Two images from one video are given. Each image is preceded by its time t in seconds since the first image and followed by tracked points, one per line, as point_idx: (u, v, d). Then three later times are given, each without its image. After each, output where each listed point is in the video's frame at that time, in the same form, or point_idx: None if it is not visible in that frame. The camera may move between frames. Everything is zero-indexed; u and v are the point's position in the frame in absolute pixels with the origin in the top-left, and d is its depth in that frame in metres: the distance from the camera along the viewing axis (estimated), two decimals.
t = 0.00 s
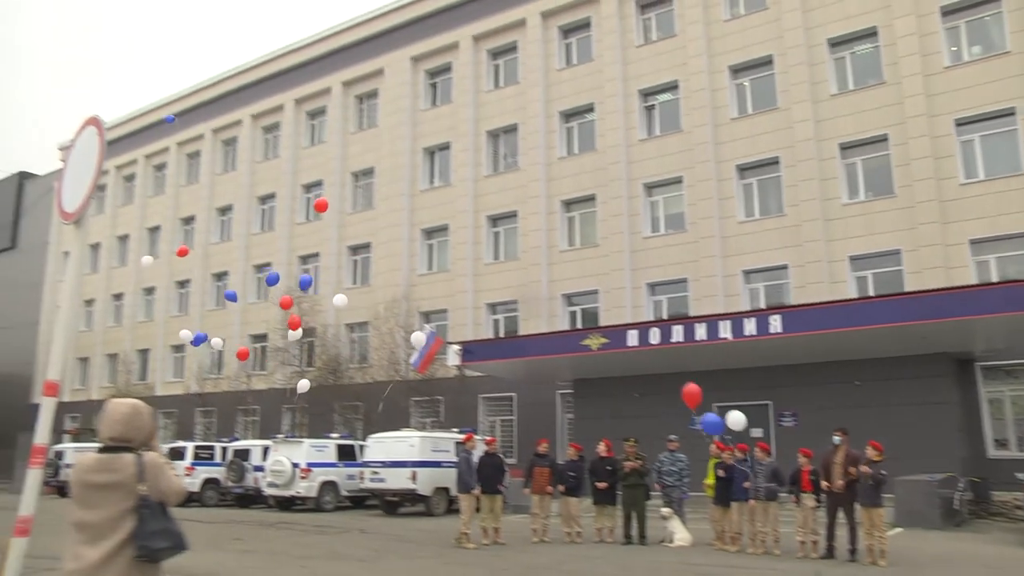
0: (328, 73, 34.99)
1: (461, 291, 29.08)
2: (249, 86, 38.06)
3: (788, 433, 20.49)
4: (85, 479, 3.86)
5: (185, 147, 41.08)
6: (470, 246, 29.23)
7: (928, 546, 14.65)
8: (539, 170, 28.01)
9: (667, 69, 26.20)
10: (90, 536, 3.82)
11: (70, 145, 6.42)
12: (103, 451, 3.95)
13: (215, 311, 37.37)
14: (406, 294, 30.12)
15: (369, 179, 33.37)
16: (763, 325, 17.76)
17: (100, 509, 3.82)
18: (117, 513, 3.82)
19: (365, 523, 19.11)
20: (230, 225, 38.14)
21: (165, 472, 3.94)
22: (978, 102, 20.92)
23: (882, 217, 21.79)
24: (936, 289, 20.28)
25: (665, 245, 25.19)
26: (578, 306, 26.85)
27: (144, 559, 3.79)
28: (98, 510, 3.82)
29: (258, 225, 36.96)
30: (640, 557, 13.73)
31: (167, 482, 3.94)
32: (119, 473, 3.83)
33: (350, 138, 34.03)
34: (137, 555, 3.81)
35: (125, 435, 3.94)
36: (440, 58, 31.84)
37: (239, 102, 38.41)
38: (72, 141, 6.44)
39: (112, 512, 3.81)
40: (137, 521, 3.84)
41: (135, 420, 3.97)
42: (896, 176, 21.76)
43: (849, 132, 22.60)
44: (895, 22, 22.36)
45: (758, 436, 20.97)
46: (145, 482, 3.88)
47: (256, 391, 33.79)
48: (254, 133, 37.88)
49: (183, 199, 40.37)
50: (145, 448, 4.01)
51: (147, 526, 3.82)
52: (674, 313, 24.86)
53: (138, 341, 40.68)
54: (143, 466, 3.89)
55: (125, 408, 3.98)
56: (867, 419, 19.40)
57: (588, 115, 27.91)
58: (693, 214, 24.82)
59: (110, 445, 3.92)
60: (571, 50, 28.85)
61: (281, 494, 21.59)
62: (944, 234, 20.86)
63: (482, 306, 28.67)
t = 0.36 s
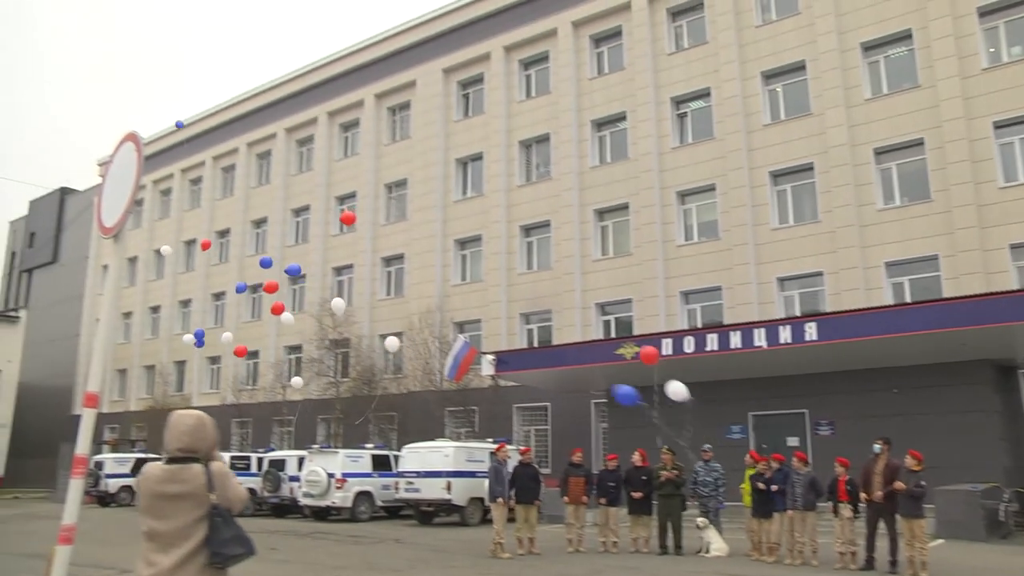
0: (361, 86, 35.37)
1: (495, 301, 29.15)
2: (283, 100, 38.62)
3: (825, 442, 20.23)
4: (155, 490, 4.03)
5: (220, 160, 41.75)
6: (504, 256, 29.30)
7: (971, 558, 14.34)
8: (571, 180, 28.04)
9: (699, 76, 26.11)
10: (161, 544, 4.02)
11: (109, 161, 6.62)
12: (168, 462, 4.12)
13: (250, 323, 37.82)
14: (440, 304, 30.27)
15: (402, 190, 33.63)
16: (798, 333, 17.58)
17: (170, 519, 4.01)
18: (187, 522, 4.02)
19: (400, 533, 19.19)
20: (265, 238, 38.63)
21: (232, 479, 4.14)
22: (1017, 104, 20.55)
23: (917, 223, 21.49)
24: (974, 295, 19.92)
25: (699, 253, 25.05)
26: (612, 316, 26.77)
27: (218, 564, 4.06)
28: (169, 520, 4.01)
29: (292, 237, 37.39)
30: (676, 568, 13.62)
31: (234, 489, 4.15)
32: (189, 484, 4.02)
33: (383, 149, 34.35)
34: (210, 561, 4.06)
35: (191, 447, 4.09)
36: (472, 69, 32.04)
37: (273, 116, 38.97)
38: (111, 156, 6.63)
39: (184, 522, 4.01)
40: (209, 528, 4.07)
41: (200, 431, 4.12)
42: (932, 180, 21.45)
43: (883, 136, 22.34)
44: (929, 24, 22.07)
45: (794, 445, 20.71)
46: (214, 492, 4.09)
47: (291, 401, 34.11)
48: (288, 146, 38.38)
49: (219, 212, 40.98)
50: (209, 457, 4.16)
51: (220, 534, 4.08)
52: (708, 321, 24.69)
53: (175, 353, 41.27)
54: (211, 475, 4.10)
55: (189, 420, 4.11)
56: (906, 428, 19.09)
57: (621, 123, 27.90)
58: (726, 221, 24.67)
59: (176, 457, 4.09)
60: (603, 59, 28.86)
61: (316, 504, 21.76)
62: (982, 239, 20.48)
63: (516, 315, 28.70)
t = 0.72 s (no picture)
0: (388, 98, 35.67)
1: (523, 310, 29.17)
2: (311, 113, 39.05)
3: (858, 451, 19.97)
4: (202, 500, 4.10)
5: (249, 174, 42.29)
6: (531, 265, 29.33)
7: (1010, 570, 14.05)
8: (598, 189, 28.04)
9: (724, 82, 26.03)
10: (206, 554, 4.07)
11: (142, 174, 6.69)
12: (214, 473, 4.19)
13: (279, 334, 38.17)
14: (467, 314, 30.37)
15: (429, 201, 33.81)
16: (828, 340, 17.39)
17: (216, 529, 4.08)
18: (233, 534, 4.08)
19: (430, 543, 19.23)
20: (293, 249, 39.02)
21: (276, 492, 4.22)
22: None
23: (949, 228, 21.20)
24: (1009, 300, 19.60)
25: (727, 260, 24.91)
26: (640, 324, 26.68)
27: None
28: (215, 530, 4.08)
29: (320, 249, 37.73)
30: None
31: (278, 502, 4.22)
32: (236, 495, 4.09)
33: (409, 160, 34.60)
34: (255, 572, 4.13)
35: (238, 458, 4.16)
36: (498, 79, 32.19)
37: (301, 129, 39.41)
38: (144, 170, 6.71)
39: (229, 533, 4.07)
40: (255, 539, 4.14)
41: (246, 444, 4.18)
42: (963, 184, 21.16)
43: (911, 141, 22.11)
44: (960, 26, 21.80)
45: (827, 454, 20.47)
46: (261, 504, 4.17)
47: (320, 412, 34.36)
48: (315, 158, 38.79)
49: (248, 225, 41.47)
50: (254, 469, 4.24)
51: (265, 546, 4.15)
52: (737, 329, 24.51)
53: (206, 364, 41.75)
54: (257, 488, 4.17)
55: (236, 432, 4.18)
56: (941, 436, 18.80)
57: (647, 131, 27.87)
58: (754, 228, 24.52)
59: (223, 468, 4.17)
60: (628, 67, 28.88)
61: (346, 514, 21.86)
62: (1017, 243, 20.14)
63: (544, 325, 28.69)
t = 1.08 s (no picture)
0: (417, 109, 35.97)
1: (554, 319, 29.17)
2: (341, 125, 39.49)
3: (895, 459, 19.70)
4: (243, 509, 4.18)
5: (281, 186, 42.85)
6: (561, 274, 29.34)
7: None
8: (628, 196, 28.02)
9: (754, 87, 25.89)
10: (245, 562, 4.14)
11: (177, 185, 6.96)
12: (254, 482, 4.27)
13: (312, 345, 38.54)
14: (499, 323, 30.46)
15: (459, 211, 33.98)
16: (862, 346, 17.19)
17: (256, 538, 4.15)
18: (273, 542, 4.15)
19: (463, 551, 19.27)
20: (325, 260, 39.40)
21: (314, 502, 4.28)
22: None
23: (986, 231, 20.85)
24: None
25: (758, 266, 24.73)
26: (672, 332, 26.54)
27: None
28: (254, 539, 4.15)
29: (352, 259, 38.06)
30: None
31: (316, 511, 4.29)
32: (275, 505, 4.17)
33: (440, 170, 34.82)
34: None
35: (277, 469, 4.23)
36: (527, 88, 32.30)
37: (332, 141, 39.87)
38: (179, 181, 6.98)
39: (268, 542, 4.14)
40: (295, 549, 4.21)
41: (286, 454, 4.25)
42: (1001, 186, 20.81)
43: (946, 143, 21.81)
44: (995, 25, 21.49)
45: (862, 462, 20.21)
46: (300, 513, 4.24)
47: (353, 422, 34.61)
48: (346, 170, 39.20)
49: (281, 236, 41.98)
50: (293, 479, 4.31)
51: (304, 555, 4.22)
52: (770, 336, 24.30)
53: (239, 375, 42.24)
54: (296, 497, 4.25)
55: (276, 443, 4.25)
56: (980, 443, 18.48)
57: (677, 138, 27.80)
58: (785, 234, 24.33)
59: (263, 478, 4.23)
60: (657, 73, 28.86)
61: (379, 523, 21.95)
62: None
63: (576, 333, 28.66)
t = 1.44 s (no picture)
0: (451, 120, 36.26)
1: (590, 328, 29.14)
2: (376, 138, 39.94)
3: (938, 467, 19.34)
4: (282, 520, 4.25)
5: (317, 200, 43.42)
6: (597, 283, 29.32)
7: None
8: (663, 205, 27.97)
9: (788, 93, 25.72)
10: (285, 573, 4.21)
11: (212, 205, 7.25)
12: (294, 494, 4.33)
13: (348, 356, 38.89)
14: (535, 333, 30.50)
15: (494, 221, 34.14)
16: (902, 353, 16.95)
17: (296, 549, 4.21)
18: (313, 553, 4.21)
19: (501, 561, 19.31)
20: (360, 272, 39.80)
21: (353, 513, 4.34)
22: None
23: None
24: None
25: (796, 272, 24.49)
26: (709, 340, 26.36)
27: None
28: (295, 549, 4.21)
29: (387, 271, 38.40)
30: None
31: (355, 522, 4.35)
32: (315, 516, 4.24)
33: (474, 182, 35.05)
34: None
35: (317, 480, 4.30)
36: (559, 98, 32.40)
37: (366, 154, 40.34)
38: (213, 201, 7.26)
39: (309, 552, 4.20)
40: (335, 559, 4.27)
41: (325, 466, 4.31)
42: None
43: (986, 145, 21.46)
44: None
45: (904, 470, 19.88)
46: (340, 524, 4.30)
47: (390, 432, 34.83)
48: (381, 182, 39.61)
49: (317, 249, 42.51)
50: (332, 490, 4.37)
51: (345, 566, 4.27)
52: (808, 343, 24.03)
53: (277, 386, 42.73)
54: (336, 508, 4.31)
55: (316, 454, 4.32)
56: None
57: (710, 145, 27.69)
58: (822, 239, 24.08)
59: (303, 489, 4.30)
60: (690, 80, 28.79)
61: (417, 533, 22.07)
62: None
63: (612, 342, 28.60)
